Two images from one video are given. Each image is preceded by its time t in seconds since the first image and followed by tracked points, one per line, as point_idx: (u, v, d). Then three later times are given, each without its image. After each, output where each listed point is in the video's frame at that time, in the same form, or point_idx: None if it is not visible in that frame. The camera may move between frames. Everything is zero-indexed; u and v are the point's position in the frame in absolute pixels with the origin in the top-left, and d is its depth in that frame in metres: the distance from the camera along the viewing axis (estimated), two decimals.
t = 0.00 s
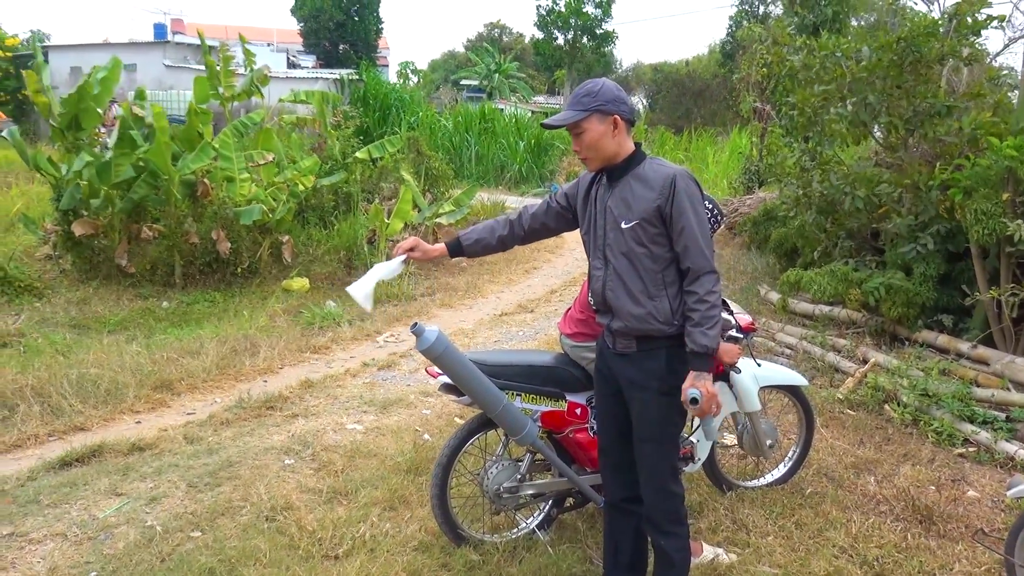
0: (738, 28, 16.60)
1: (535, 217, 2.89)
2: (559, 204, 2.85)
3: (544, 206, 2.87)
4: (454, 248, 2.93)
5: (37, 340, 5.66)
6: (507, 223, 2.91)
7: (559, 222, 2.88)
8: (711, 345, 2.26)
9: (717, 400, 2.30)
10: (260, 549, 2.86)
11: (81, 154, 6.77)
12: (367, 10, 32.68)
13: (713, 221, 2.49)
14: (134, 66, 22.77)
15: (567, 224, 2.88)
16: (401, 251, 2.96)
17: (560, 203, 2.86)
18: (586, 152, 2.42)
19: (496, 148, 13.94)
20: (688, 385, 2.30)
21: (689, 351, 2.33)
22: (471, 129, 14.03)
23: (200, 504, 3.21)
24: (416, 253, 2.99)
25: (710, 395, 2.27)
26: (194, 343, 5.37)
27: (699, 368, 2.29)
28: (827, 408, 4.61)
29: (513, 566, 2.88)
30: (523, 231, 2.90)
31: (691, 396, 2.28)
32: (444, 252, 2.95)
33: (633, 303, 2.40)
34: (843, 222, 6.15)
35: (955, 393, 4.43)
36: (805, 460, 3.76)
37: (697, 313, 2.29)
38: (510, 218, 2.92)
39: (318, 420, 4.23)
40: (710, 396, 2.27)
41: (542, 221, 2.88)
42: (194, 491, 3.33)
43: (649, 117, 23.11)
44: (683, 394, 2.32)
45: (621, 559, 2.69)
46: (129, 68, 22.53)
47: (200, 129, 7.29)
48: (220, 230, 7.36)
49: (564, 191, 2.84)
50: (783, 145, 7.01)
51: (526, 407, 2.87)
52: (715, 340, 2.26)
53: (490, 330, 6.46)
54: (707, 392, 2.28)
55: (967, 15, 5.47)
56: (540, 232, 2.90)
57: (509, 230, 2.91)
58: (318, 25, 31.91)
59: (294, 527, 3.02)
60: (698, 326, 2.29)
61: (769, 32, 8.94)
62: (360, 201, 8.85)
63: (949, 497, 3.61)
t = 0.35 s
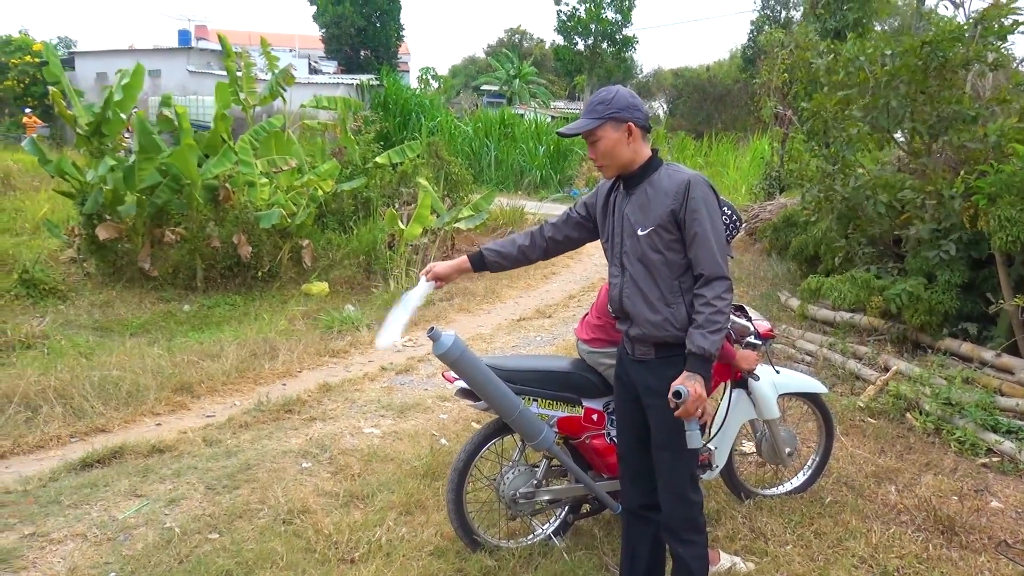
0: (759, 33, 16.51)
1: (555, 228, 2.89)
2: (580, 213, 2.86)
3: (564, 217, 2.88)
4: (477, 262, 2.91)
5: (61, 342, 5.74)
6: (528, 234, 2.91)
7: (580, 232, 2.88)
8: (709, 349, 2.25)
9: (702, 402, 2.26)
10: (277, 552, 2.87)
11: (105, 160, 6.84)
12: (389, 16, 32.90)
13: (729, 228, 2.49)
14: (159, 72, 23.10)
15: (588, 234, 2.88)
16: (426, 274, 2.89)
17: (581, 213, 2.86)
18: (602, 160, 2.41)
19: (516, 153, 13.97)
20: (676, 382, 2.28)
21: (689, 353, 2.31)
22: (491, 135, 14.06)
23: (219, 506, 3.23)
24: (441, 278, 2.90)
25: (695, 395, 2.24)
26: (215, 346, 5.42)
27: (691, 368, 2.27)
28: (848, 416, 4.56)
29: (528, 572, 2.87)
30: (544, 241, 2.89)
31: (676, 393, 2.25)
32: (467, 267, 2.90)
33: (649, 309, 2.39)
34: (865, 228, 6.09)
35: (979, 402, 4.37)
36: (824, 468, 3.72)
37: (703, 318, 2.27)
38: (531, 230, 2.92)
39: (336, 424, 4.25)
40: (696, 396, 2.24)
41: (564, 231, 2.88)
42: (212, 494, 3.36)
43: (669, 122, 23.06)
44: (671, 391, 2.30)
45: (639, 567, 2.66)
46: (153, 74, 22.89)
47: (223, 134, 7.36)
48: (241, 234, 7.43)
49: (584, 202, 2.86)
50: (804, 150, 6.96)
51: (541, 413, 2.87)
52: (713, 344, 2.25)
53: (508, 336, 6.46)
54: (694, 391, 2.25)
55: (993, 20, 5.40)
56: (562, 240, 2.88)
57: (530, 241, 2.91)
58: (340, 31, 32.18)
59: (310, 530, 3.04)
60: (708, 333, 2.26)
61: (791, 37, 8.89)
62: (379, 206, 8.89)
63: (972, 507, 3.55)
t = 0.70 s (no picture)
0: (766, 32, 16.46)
1: (560, 228, 2.88)
2: (585, 213, 2.84)
3: (569, 217, 2.87)
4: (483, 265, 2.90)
5: (70, 345, 5.76)
6: (534, 235, 2.91)
7: (585, 232, 2.86)
8: (729, 352, 2.22)
9: (735, 408, 2.26)
10: (283, 553, 2.87)
11: (113, 162, 6.85)
12: (395, 17, 32.92)
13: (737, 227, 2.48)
14: (168, 76, 23.21)
15: (594, 233, 2.86)
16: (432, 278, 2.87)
17: (586, 214, 2.85)
18: (604, 159, 2.40)
19: (523, 154, 13.96)
20: (705, 392, 2.27)
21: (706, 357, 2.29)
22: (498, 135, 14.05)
23: (225, 507, 3.24)
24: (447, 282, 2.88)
25: (726, 402, 2.24)
26: (222, 348, 5.43)
27: (716, 375, 2.25)
28: (856, 415, 4.53)
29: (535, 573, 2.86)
30: (549, 241, 2.88)
31: (705, 404, 2.24)
32: (474, 269, 2.90)
33: (653, 308, 2.37)
34: (874, 226, 6.05)
35: (989, 400, 4.34)
36: (833, 468, 3.69)
37: (712, 319, 2.25)
38: (537, 232, 2.92)
39: (343, 425, 4.25)
40: (727, 404, 2.24)
41: (569, 231, 2.87)
42: (219, 495, 3.36)
43: (677, 121, 23.02)
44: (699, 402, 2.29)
45: (644, 567, 2.65)
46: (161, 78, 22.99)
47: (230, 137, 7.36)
48: (248, 237, 7.46)
49: (589, 202, 2.84)
50: (812, 148, 6.93)
51: (547, 413, 2.86)
52: (731, 347, 2.22)
53: (515, 336, 6.45)
54: (724, 399, 2.24)
55: (1003, 16, 5.38)
56: (568, 241, 2.87)
57: (536, 242, 2.91)
58: (347, 34, 32.28)
59: (316, 531, 3.04)
60: (713, 332, 2.25)
61: (798, 35, 8.85)
62: (386, 207, 8.90)
63: (982, 507, 3.52)
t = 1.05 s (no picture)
0: (768, 29, 16.43)
1: (566, 229, 2.88)
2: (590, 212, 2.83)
3: (573, 217, 2.87)
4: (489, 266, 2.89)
5: (74, 348, 5.76)
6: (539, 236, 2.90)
7: (590, 231, 2.85)
8: (727, 352, 2.23)
9: (729, 408, 2.25)
10: (287, 556, 2.86)
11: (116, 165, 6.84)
12: (397, 18, 32.93)
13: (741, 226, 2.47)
14: (170, 78, 23.23)
15: (599, 232, 2.85)
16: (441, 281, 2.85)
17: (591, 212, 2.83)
18: (609, 156, 2.39)
19: (526, 153, 13.95)
20: (699, 391, 2.27)
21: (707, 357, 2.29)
22: (500, 135, 14.04)
23: (229, 509, 3.23)
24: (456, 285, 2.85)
25: (720, 402, 2.23)
26: (225, 350, 5.43)
27: (711, 375, 2.25)
28: (862, 413, 4.51)
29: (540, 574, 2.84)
30: (555, 242, 2.87)
31: (700, 403, 2.24)
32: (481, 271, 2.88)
33: (657, 308, 2.36)
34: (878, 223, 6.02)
35: (995, 398, 4.32)
36: (839, 467, 3.67)
37: (715, 319, 2.25)
38: (542, 233, 2.91)
39: (346, 426, 4.24)
40: (721, 404, 2.23)
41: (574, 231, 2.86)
42: (222, 497, 3.35)
43: (679, 120, 23.00)
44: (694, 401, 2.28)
45: (649, 567, 2.64)
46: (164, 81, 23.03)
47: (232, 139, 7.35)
48: (251, 238, 7.46)
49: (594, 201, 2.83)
50: (815, 146, 6.90)
51: (550, 414, 2.84)
52: (730, 347, 2.23)
53: (518, 336, 6.44)
54: (719, 399, 2.24)
55: (1006, 11, 5.35)
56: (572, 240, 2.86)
57: (541, 242, 2.89)
58: (349, 35, 32.31)
59: (320, 533, 3.03)
60: (716, 333, 2.24)
61: (800, 32, 8.81)
62: (389, 208, 8.90)
63: (990, 505, 3.50)
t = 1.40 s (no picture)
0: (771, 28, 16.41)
1: (570, 228, 2.86)
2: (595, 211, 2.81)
3: (578, 217, 2.84)
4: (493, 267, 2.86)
5: (75, 347, 5.76)
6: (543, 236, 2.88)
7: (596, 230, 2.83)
8: (723, 352, 2.22)
9: (720, 408, 2.23)
10: (288, 556, 2.85)
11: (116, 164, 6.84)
12: (399, 17, 32.91)
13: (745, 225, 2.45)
14: (172, 77, 23.23)
15: (603, 232, 2.83)
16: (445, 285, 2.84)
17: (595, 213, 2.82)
18: (609, 156, 2.38)
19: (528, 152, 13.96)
20: (692, 390, 2.25)
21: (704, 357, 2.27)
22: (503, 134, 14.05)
23: (230, 509, 3.22)
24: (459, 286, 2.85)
25: (711, 402, 2.21)
26: (227, 349, 5.42)
27: (705, 374, 2.24)
28: (865, 413, 4.49)
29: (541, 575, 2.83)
30: (559, 241, 2.86)
31: (690, 400, 2.22)
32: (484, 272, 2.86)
33: (660, 307, 2.35)
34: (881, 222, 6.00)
35: (999, 398, 4.30)
36: (842, 467, 3.66)
37: (713, 320, 2.24)
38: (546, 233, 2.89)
39: (348, 426, 4.23)
40: (712, 404, 2.21)
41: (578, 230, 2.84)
42: (223, 497, 3.34)
43: (681, 119, 22.98)
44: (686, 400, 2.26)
45: (653, 568, 2.62)
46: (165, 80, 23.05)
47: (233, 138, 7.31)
48: (253, 237, 7.46)
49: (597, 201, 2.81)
50: (818, 145, 6.87)
51: (553, 413, 2.84)
52: (726, 348, 2.22)
53: (520, 335, 6.43)
54: (711, 399, 2.21)
55: (1011, 9, 5.31)
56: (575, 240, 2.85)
57: (545, 243, 2.87)
58: (351, 34, 32.34)
59: (322, 533, 3.02)
60: (718, 334, 2.23)
61: (804, 30, 8.79)
62: (391, 206, 8.89)
63: (994, 505, 3.48)
